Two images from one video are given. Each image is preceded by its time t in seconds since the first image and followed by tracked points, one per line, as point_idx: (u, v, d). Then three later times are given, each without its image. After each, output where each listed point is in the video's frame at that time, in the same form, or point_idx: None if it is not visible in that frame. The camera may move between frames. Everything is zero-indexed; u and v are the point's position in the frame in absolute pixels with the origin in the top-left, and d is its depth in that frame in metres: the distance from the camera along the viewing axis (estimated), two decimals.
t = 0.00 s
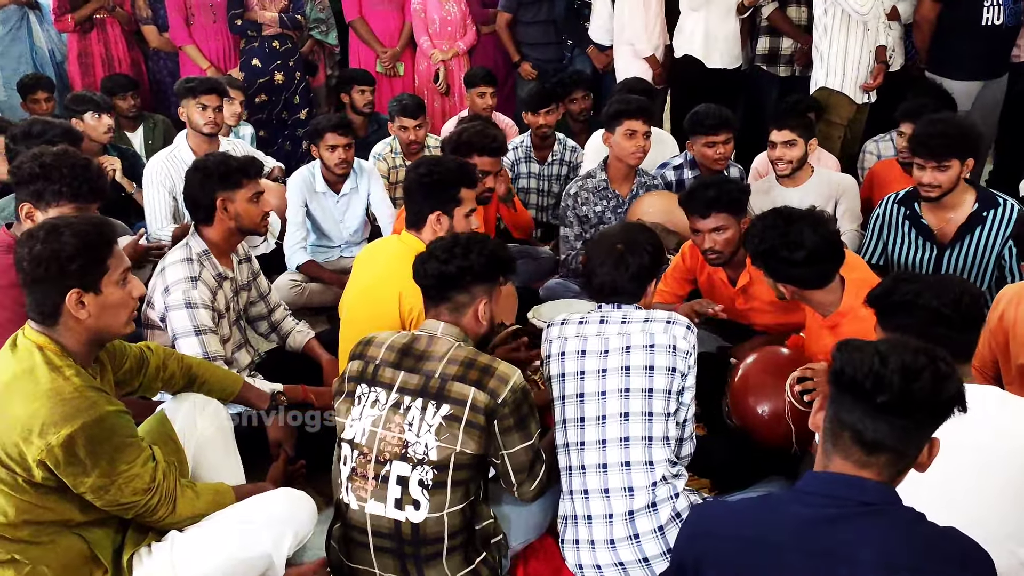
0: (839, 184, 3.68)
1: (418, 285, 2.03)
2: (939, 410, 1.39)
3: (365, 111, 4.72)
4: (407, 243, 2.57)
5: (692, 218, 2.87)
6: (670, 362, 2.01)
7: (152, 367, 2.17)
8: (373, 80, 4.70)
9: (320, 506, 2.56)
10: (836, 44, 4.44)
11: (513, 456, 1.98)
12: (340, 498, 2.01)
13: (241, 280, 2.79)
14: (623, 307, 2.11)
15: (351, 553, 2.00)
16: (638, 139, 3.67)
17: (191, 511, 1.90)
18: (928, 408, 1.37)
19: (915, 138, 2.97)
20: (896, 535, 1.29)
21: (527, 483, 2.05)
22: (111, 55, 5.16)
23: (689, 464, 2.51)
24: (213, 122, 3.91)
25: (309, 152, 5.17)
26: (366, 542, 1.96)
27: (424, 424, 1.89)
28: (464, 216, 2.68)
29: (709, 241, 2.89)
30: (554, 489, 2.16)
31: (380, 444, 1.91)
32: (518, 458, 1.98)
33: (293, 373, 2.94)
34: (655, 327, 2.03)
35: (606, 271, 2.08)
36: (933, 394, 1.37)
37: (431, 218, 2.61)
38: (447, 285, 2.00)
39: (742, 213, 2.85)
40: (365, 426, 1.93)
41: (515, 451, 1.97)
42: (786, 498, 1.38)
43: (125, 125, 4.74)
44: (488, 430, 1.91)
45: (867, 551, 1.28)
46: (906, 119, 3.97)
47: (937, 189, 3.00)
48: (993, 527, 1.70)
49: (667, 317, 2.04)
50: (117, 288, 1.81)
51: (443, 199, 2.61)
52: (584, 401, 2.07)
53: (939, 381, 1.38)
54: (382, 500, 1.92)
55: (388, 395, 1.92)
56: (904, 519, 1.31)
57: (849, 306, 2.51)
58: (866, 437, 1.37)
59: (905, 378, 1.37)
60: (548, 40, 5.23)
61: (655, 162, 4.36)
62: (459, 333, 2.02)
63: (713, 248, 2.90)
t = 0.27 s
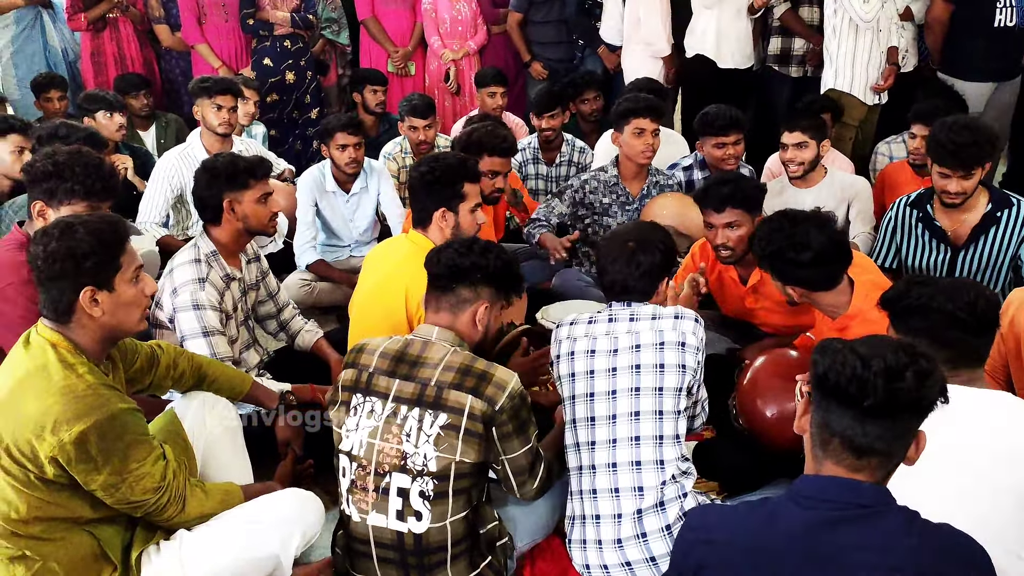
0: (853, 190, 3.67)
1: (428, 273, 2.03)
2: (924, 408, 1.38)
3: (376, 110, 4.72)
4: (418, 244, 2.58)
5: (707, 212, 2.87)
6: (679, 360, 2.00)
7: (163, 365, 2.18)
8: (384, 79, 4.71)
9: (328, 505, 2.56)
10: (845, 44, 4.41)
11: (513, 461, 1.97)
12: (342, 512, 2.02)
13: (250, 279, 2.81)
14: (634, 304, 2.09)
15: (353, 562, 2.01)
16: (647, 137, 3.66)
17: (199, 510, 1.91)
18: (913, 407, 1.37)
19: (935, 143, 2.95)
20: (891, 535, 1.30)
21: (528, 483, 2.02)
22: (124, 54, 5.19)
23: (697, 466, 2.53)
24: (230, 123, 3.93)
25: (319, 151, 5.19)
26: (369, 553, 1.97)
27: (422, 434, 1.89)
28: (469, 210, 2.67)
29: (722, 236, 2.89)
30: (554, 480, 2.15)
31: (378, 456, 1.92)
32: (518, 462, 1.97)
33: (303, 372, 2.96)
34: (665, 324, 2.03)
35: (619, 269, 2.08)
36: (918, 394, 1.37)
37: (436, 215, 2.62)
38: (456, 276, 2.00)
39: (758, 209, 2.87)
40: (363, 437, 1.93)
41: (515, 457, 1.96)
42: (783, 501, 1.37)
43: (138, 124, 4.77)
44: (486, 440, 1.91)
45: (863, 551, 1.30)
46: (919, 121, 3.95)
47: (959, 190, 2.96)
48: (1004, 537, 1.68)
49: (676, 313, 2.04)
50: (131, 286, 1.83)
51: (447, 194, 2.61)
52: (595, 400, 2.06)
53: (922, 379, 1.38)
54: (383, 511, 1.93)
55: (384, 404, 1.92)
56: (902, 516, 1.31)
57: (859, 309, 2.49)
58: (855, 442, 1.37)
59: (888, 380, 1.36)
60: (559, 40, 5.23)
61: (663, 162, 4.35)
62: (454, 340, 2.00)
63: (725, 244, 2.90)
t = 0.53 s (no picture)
0: (869, 189, 3.65)
1: (450, 273, 2.05)
2: (917, 405, 1.38)
3: (388, 111, 4.74)
4: (428, 247, 2.60)
5: (722, 204, 2.95)
6: (689, 363, 1.98)
7: (174, 364, 2.20)
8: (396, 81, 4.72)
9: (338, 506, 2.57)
10: (854, 49, 4.43)
11: (523, 465, 1.98)
12: (351, 515, 2.03)
13: (261, 279, 2.82)
14: (644, 306, 2.08)
15: (362, 563, 2.02)
16: (650, 137, 3.65)
17: (210, 508, 1.92)
18: (907, 405, 1.37)
19: (949, 152, 2.89)
20: (890, 536, 1.29)
21: (538, 485, 2.03)
22: (140, 55, 5.23)
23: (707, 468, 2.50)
24: (244, 125, 3.95)
25: (332, 152, 5.21)
26: (377, 554, 1.98)
27: (430, 438, 1.89)
28: (478, 209, 2.67)
29: (736, 228, 2.92)
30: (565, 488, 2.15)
31: (386, 459, 1.92)
32: (527, 465, 1.98)
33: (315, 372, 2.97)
34: (675, 327, 2.01)
35: (629, 269, 2.06)
36: (911, 393, 1.37)
37: (447, 215, 2.62)
38: (476, 280, 2.02)
39: (772, 206, 2.92)
40: (371, 440, 1.94)
41: (524, 460, 1.97)
42: (782, 505, 1.37)
43: (153, 124, 4.81)
44: (495, 444, 1.91)
45: (859, 558, 1.29)
46: (935, 122, 3.93)
47: (972, 197, 2.95)
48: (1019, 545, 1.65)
49: (686, 315, 2.02)
50: (144, 285, 1.85)
51: (456, 193, 2.61)
52: (603, 405, 2.06)
53: (913, 376, 1.38)
54: (391, 514, 1.93)
55: (393, 407, 1.93)
56: (900, 522, 1.30)
57: (870, 311, 2.48)
58: (852, 446, 1.37)
59: (881, 381, 1.36)
60: (572, 42, 5.22)
61: (673, 164, 4.35)
62: (466, 344, 2.02)
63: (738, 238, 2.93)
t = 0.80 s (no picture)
0: (879, 190, 3.62)
1: (472, 278, 2.05)
2: (928, 407, 1.37)
3: (400, 111, 4.75)
4: (433, 248, 2.60)
5: (738, 204, 2.89)
6: (697, 367, 1.96)
7: (186, 364, 2.20)
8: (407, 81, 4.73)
9: (347, 505, 2.57)
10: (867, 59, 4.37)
11: (535, 467, 1.97)
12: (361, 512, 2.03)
13: (272, 279, 2.82)
14: (651, 307, 2.05)
15: (372, 561, 2.02)
16: (660, 139, 3.63)
17: (220, 505, 1.93)
18: (918, 407, 1.35)
19: (955, 161, 2.87)
20: (902, 541, 1.27)
21: (550, 486, 2.02)
22: (154, 54, 5.26)
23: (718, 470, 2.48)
24: (252, 124, 3.96)
25: (344, 152, 5.22)
26: (387, 552, 1.98)
27: (442, 438, 1.89)
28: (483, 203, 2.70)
29: (751, 230, 2.88)
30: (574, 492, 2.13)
31: (398, 458, 1.92)
32: (539, 468, 1.97)
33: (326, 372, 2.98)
34: (681, 330, 1.98)
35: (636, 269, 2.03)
36: (922, 396, 1.35)
37: (455, 214, 2.62)
38: (499, 285, 2.02)
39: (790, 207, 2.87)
40: (383, 439, 1.94)
41: (537, 463, 1.96)
42: (791, 512, 1.36)
43: (167, 124, 4.83)
44: (506, 447, 1.91)
45: (872, 564, 1.27)
46: (949, 122, 3.91)
47: (982, 203, 2.91)
48: None
49: (693, 318, 1.99)
50: (155, 283, 1.85)
51: (462, 192, 2.61)
52: (611, 411, 2.04)
53: (923, 379, 1.36)
54: (401, 513, 1.93)
55: (405, 407, 1.93)
56: (911, 527, 1.29)
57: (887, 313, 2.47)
58: (862, 452, 1.35)
59: (891, 385, 1.35)
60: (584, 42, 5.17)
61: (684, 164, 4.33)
62: (481, 346, 2.02)
63: (753, 238, 2.89)
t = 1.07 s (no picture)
0: (885, 192, 3.61)
1: (482, 284, 2.05)
2: (951, 413, 1.36)
3: (407, 116, 4.75)
4: (437, 252, 2.58)
5: (748, 210, 2.87)
6: (704, 372, 1.95)
7: (193, 369, 2.21)
8: (414, 86, 4.74)
9: (355, 509, 2.57)
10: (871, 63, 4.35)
11: (544, 472, 1.96)
12: (369, 515, 2.02)
13: (280, 284, 2.82)
14: (657, 311, 2.03)
15: (380, 564, 2.01)
16: (670, 141, 3.62)
17: (227, 510, 1.92)
18: (941, 414, 1.34)
19: (957, 170, 2.86)
20: (918, 549, 1.26)
21: (558, 491, 2.01)
22: (163, 60, 5.28)
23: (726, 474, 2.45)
24: (263, 130, 3.97)
25: (351, 157, 5.23)
26: (395, 556, 1.97)
27: (451, 442, 1.88)
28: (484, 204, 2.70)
29: (759, 238, 2.86)
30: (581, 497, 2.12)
31: (406, 461, 1.91)
32: (548, 472, 1.97)
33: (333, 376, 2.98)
34: (687, 335, 1.97)
35: (635, 273, 2.02)
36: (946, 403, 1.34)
37: (457, 218, 2.62)
38: (510, 292, 2.01)
39: (798, 214, 2.86)
40: (392, 442, 1.93)
41: (546, 467, 1.96)
42: (805, 516, 1.35)
43: (175, 129, 4.85)
44: (514, 450, 1.90)
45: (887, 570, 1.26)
46: (956, 126, 3.90)
47: (988, 208, 2.89)
48: None
49: (699, 322, 1.98)
50: (162, 289, 1.85)
51: (463, 195, 2.61)
52: (618, 417, 2.02)
53: (947, 386, 1.35)
54: (409, 516, 1.92)
55: (415, 410, 1.92)
56: (928, 534, 1.28)
57: (897, 317, 2.43)
58: (882, 458, 1.34)
59: (914, 391, 1.33)
60: (590, 47, 5.18)
61: (691, 168, 4.33)
62: (491, 350, 2.02)
63: (760, 246, 2.88)
